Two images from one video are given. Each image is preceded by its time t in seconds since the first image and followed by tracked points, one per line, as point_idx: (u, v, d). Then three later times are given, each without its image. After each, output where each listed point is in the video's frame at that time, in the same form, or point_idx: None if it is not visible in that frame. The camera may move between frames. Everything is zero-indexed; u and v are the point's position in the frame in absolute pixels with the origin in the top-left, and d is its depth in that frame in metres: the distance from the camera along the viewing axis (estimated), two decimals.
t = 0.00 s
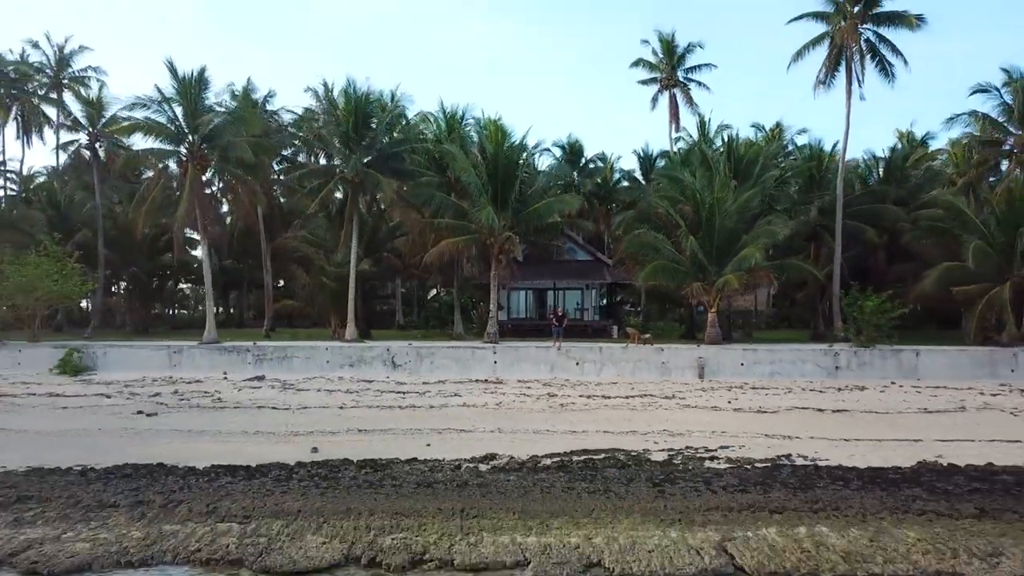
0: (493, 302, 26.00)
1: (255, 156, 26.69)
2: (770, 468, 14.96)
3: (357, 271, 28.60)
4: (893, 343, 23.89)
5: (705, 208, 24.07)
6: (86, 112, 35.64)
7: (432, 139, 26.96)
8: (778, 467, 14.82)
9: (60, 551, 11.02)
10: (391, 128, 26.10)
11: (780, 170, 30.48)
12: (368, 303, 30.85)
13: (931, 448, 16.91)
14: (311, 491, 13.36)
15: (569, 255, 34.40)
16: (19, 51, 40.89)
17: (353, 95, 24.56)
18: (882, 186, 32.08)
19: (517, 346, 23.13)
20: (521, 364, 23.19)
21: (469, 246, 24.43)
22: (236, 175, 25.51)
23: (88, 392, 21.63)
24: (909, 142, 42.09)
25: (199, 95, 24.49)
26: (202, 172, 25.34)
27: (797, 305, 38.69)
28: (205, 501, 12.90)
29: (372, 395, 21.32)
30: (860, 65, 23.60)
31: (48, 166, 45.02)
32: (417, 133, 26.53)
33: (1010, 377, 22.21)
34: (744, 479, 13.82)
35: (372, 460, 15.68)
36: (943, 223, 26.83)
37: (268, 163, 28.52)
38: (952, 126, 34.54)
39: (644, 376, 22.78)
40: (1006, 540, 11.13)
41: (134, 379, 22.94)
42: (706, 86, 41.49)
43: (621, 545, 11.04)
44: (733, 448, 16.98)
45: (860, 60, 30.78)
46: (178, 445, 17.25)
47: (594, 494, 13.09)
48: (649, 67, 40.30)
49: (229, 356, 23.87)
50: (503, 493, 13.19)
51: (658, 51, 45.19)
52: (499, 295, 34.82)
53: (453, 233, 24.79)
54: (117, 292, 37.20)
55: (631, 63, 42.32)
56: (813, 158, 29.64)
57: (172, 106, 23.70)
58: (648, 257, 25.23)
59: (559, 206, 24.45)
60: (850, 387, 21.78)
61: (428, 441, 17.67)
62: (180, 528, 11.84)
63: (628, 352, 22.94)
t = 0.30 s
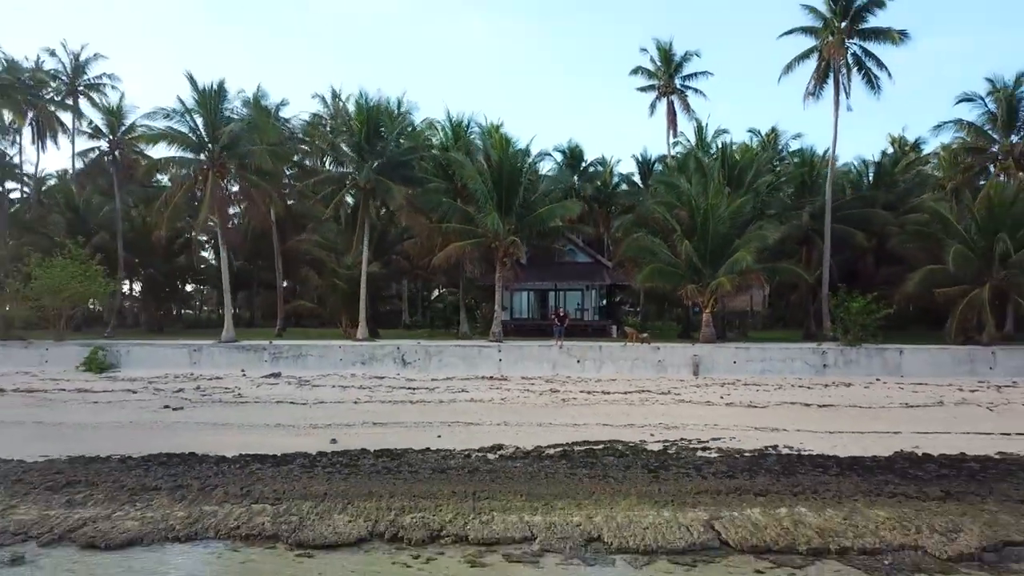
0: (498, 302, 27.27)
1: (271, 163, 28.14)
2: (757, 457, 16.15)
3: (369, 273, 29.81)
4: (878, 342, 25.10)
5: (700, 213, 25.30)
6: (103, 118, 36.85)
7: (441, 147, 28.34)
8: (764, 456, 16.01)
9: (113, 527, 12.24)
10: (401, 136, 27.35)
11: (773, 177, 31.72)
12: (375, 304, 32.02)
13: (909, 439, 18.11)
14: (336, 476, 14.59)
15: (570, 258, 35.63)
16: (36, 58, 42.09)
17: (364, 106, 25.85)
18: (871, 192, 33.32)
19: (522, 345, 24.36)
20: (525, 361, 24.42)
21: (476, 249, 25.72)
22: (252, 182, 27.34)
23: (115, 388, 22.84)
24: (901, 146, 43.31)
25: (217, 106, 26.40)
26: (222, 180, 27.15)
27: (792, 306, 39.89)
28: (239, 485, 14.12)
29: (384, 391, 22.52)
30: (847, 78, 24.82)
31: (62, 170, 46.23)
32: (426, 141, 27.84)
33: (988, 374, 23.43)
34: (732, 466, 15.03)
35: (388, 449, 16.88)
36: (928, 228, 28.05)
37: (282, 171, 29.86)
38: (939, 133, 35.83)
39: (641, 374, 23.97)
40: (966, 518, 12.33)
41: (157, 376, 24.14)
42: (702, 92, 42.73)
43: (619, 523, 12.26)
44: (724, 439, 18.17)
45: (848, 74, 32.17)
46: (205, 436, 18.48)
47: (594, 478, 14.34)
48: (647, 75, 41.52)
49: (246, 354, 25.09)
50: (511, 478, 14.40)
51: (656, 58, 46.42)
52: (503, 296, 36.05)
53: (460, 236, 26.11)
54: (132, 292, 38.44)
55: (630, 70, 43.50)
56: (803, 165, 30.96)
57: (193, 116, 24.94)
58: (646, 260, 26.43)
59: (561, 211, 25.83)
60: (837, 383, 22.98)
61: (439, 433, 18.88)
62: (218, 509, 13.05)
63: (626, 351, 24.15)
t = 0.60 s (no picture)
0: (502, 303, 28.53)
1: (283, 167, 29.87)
2: (745, 446, 17.43)
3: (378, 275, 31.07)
4: (865, 341, 26.36)
5: (696, 218, 26.60)
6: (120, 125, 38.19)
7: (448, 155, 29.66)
8: (752, 446, 17.29)
9: (159, 507, 13.48)
10: (410, 144, 28.67)
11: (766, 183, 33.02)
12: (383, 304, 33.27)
13: (888, 432, 19.39)
14: (358, 463, 15.86)
15: (571, 261, 36.96)
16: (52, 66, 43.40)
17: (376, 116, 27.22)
18: (861, 196, 34.64)
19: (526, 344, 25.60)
20: (528, 359, 25.65)
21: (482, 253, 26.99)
22: (268, 187, 29.09)
23: (140, 384, 24.10)
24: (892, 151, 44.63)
25: (235, 116, 27.96)
26: (238, 185, 28.67)
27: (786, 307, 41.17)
28: (269, 471, 15.38)
29: (395, 387, 23.75)
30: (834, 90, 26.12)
31: (77, 174, 47.55)
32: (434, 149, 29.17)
33: (968, 372, 24.69)
34: (722, 455, 16.30)
35: (403, 440, 18.15)
36: (913, 232, 29.38)
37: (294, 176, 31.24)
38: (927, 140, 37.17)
39: (639, 371, 25.20)
40: (932, 500, 13.59)
41: (179, 373, 25.39)
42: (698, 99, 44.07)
43: (618, 504, 13.51)
44: (716, 431, 19.43)
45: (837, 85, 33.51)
46: (230, 428, 19.74)
47: (595, 465, 15.62)
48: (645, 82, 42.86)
49: (263, 352, 26.34)
50: (518, 465, 15.67)
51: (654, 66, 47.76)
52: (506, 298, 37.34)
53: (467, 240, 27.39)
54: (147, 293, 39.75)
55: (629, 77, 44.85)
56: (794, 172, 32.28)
57: (214, 126, 26.26)
58: (644, 263, 27.68)
59: (563, 216, 27.15)
60: (825, 380, 24.24)
61: (449, 426, 20.14)
62: (253, 492, 14.30)
63: (625, 349, 25.39)
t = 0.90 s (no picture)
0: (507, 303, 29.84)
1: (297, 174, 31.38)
2: (735, 437, 18.75)
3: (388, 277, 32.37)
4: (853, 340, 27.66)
5: (691, 224, 27.94)
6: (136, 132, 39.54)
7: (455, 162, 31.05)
8: (741, 436, 18.62)
9: (198, 490, 14.79)
10: (419, 153, 30.04)
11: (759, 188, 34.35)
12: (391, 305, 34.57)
13: (870, 424, 20.70)
14: (377, 452, 17.17)
15: (572, 263, 38.30)
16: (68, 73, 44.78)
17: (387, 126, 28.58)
18: (851, 201, 35.99)
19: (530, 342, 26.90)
20: (532, 357, 26.94)
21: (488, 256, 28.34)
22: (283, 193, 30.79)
23: (164, 380, 25.39)
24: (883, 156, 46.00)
25: (252, 126, 29.48)
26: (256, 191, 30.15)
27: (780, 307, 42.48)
28: (294, 458, 16.68)
29: (406, 383, 25.05)
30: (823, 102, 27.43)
31: (91, 178, 48.89)
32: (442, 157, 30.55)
33: (950, 369, 26.01)
34: (713, 444, 17.62)
35: (417, 431, 19.46)
36: (899, 236, 30.71)
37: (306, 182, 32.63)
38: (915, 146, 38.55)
39: (638, 368, 26.49)
40: (903, 484, 14.89)
41: (200, 370, 26.69)
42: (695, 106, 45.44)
43: (616, 488, 14.81)
44: (709, 424, 20.74)
45: (827, 95, 34.87)
46: (254, 421, 21.03)
47: (595, 453, 16.94)
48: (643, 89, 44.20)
49: (279, 351, 27.63)
50: (525, 453, 16.99)
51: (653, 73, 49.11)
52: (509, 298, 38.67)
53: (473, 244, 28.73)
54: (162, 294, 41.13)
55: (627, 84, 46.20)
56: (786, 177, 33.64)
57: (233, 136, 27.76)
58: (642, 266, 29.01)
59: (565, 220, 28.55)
60: (814, 377, 25.53)
61: (459, 419, 21.45)
62: (282, 477, 15.59)
63: (624, 348, 26.69)
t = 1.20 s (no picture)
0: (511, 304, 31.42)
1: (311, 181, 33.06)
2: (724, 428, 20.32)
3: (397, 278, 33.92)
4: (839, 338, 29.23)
5: (686, 229, 29.54)
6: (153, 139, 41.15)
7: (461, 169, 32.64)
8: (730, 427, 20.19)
9: (236, 474, 16.36)
10: (428, 161, 31.66)
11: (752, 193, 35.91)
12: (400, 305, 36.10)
13: (852, 416, 22.25)
14: (395, 440, 18.72)
15: (573, 265, 39.81)
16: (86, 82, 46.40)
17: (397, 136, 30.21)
18: (840, 205, 37.56)
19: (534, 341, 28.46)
20: (535, 355, 28.50)
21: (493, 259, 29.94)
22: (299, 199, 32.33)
23: (190, 377, 26.95)
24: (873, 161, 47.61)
25: (270, 135, 31.22)
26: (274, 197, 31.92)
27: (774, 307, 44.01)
28: (320, 446, 18.25)
29: (417, 379, 26.60)
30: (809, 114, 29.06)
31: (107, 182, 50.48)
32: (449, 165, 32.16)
33: (930, 366, 27.58)
34: (704, 434, 19.18)
35: (430, 423, 21.03)
36: (884, 239, 32.28)
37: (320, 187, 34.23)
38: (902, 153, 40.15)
39: (635, 365, 28.04)
40: (874, 468, 16.45)
41: (222, 367, 28.24)
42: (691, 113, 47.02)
43: (615, 471, 16.37)
44: (701, 416, 22.31)
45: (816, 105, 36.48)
46: (278, 414, 22.60)
47: (595, 442, 18.50)
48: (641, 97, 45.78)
49: (296, 349, 29.19)
50: (531, 441, 18.55)
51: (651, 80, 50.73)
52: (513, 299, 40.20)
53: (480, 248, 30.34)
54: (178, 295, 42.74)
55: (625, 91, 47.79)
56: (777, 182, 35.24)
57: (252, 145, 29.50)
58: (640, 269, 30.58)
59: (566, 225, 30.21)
60: (801, 373, 27.08)
61: (468, 411, 23.02)
62: (311, 462, 17.17)
63: (622, 346, 28.25)
